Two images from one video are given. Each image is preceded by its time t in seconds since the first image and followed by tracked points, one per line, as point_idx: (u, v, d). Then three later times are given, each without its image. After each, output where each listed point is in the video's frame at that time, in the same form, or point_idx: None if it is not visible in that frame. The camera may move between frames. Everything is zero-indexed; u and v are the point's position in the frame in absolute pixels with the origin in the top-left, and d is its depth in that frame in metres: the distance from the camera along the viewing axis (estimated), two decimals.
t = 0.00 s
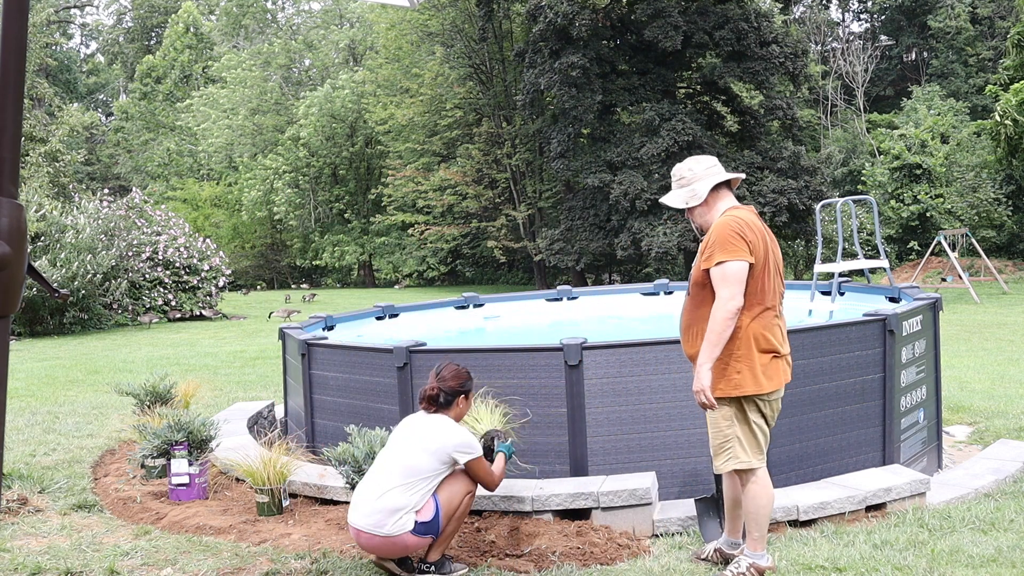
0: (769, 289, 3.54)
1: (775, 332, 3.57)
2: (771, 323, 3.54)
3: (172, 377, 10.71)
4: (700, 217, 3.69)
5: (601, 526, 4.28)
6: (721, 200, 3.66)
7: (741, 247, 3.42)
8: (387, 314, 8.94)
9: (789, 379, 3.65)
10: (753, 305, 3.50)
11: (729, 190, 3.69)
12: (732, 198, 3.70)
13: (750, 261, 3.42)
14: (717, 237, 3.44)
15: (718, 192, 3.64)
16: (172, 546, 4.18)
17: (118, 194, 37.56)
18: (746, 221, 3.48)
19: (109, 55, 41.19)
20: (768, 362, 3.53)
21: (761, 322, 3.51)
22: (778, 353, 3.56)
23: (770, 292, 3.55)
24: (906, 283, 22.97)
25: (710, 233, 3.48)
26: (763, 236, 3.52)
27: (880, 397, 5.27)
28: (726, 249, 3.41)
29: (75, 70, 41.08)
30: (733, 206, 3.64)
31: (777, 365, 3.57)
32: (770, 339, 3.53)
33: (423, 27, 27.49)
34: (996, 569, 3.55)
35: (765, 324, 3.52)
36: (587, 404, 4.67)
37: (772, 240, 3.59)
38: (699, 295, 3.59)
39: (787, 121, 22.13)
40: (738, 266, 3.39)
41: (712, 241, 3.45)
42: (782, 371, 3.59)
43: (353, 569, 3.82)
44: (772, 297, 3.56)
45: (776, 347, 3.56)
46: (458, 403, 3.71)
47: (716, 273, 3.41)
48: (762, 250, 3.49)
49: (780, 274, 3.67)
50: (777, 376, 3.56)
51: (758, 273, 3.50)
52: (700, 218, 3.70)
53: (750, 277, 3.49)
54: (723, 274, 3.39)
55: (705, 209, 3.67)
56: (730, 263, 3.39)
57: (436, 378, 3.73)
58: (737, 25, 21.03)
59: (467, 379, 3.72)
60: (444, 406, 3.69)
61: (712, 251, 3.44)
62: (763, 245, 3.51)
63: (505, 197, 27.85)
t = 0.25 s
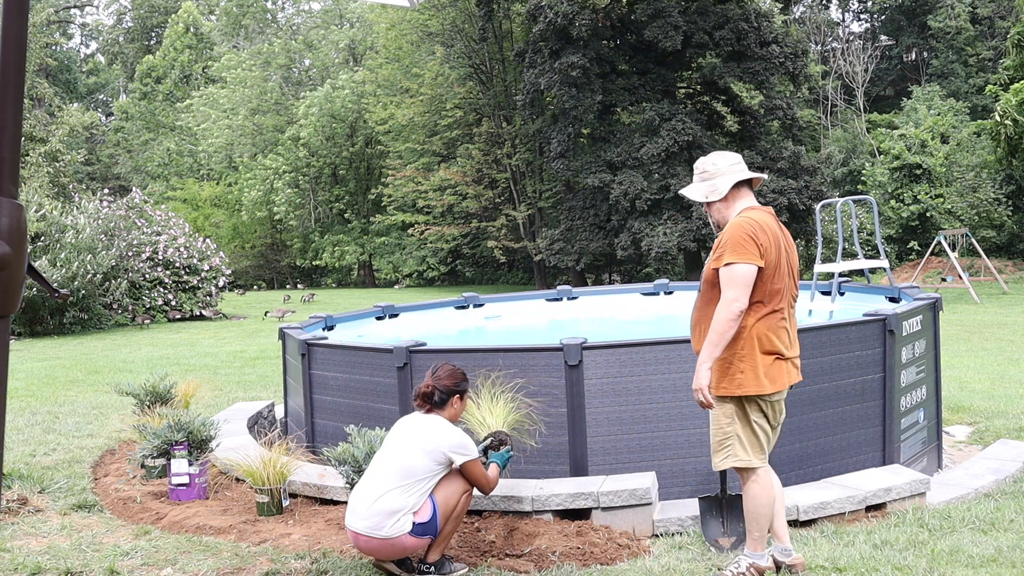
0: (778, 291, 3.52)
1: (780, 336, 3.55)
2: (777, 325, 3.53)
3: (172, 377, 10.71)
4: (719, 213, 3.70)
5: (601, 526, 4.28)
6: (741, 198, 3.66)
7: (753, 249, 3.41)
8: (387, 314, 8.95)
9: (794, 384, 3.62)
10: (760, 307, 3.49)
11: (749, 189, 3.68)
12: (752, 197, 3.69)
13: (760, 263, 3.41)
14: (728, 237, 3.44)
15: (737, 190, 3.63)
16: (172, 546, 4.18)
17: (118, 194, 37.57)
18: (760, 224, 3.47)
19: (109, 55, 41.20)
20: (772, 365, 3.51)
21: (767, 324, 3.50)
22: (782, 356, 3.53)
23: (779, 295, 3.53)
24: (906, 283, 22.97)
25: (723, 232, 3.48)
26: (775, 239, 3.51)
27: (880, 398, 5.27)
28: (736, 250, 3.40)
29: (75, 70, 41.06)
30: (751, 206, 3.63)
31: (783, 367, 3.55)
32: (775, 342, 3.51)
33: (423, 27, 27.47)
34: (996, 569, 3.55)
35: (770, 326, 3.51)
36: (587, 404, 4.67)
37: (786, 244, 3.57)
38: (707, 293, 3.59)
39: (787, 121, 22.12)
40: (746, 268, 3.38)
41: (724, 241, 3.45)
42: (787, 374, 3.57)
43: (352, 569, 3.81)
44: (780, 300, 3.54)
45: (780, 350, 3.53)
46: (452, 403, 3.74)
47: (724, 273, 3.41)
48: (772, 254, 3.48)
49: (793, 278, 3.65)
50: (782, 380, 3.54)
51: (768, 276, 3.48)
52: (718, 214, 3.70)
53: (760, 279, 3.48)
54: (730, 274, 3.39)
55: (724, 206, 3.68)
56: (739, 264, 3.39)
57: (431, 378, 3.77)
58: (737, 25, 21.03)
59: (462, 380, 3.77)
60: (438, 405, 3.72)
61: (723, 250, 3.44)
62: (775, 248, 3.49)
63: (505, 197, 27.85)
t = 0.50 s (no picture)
0: (792, 291, 3.51)
1: (795, 336, 3.52)
2: (791, 325, 3.50)
3: (172, 377, 10.71)
4: (747, 211, 3.70)
5: (601, 527, 4.28)
6: (769, 198, 3.65)
7: (767, 245, 3.42)
8: (387, 314, 8.94)
9: (810, 387, 3.56)
10: (773, 305, 3.48)
11: (779, 191, 3.68)
12: (781, 200, 3.68)
13: (773, 260, 3.41)
14: (744, 233, 3.46)
15: (763, 189, 3.64)
16: (172, 546, 4.18)
17: (118, 194, 37.59)
18: (777, 222, 3.48)
19: (109, 55, 41.20)
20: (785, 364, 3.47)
21: (781, 323, 3.48)
22: (796, 357, 3.49)
23: (793, 294, 3.51)
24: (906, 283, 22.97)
25: (741, 229, 3.50)
26: (793, 238, 3.50)
27: (880, 398, 5.27)
28: (751, 245, 3.41)
29: (76, 70, 41.00)
30: (778, 207, 3.62)
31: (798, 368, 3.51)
32: (788, 342, 3.49)
33: (423, 27, 27.46)
34: (996, 569, 3.55)
35: (784, 326, 3.49)
36: (587, 405, 4.67)
37: (804, 245, 3.56)
38: (723, 290, 3.60)
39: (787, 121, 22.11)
40: (758, 263, 3.38)
41: (740, 237, 3.47)
42: (803, 376, 3.53)
43: (352, 569, 3.81)
44: (796, 299, 3.52)
45: (794, 351, 3.49)
46: (453, 404, 3.73)
47: (737, 268, 3.43)
48: (789, 252, 3.47)
49: (812, 281, 3.62)
50: (796, 382, 3.50)
51: (783, 273, 3.48)
52: (746, 214, 3.71)
53: (774, 277, 3.47)
54: (743, 269, 3.41)
55: (753, 203, 3.67)
56: (751, 259, 3.40)
57: (430, 379, 3.76)
58: (737, 25, 21.04)
59: (463, 380, 3.76)
60: (438, 405, 3.71)
61: (737, 246, 3.46)
62: (791, 247, 3.49)
63: (505, 197, 27.85)
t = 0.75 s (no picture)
0: (791, 289, 3.51)
1: (796, 334, 3.52)
2: (790, 324, 3.50)
3: (172, 377, 10.71)
4: (742, 214, 3.70)
5: (601, 527, 4.29)
6: (763, 198, 3.66)
7: (765, 243, 3.42)
8: (387, 314, 8.94)
9: (812, 386, 3.55)
10: (772, 303, 3.48)
11: (772, 191, 3.69)
12: (774, 199, 3.69)
13: (771, 257, 3.42)
14: (742, 232, 3.46)
15: (756, 190, 3.64)
16: (172, 546, 4.18)
17: (118, 194, 37.59)
18: (774, 219, 3.49)
19: (109, 55, 41.21)
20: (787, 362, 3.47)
21: (781, 320, 3.49)
22: (797, 354, 3.49)
23: (792, 292, 3.52)
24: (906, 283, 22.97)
25: (737, 227, 3.51)
26: (790, 236, 3.51)
27: (880, 398, 5.27)
28: (748, 243, 3.42)
29: (76, 70, 40.97)
30: (773, 206, 3.63)
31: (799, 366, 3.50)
32: (789, 339, 3.48)
33: (423, 27, 27.45)
34: (996, 569, 3.55)
35: (784, 323, 3.49)
36: (587, 405, 4.67)
37: (801, 243, 3.57)
38: (722, 289, 3.60)
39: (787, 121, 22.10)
40: (757, 260, 3.39)
41: (737, 236, 3.48)
42: (805, 374, 3.52)
43: (352, 569, 3.81)
44: (795, 297, 3.52)
45: (795, 348, 3.49)
46: (453, 404, 3.73)
47: (736, 266, 3.43)
48: (786, 249, 3.48)
49: (811, 279, 3.62)
50: (798, 380, 3.49)
51: (781, 271, 3.48)
52: (741, 216, 3.71)
53: (772, 275, 3.48)
54: (741, 267, 3.41)
55: (747, 205, 3.68)
56: (750, 257, 3.40)
57: (432, 380, 3.76)
58: (737, 25, 21.04)
59: (464, 381, 3.76)
60: (439, 406, 3.72)
61: (735, 245, 3.47)
62: (789, 245, 3.50)
63: (505, 197, 27.85)
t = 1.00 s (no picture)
0: (791, 289, 3.51)
1: (798, 333, 3.52)
2: (792, 323, 3.50)
3: (172, 377, 10.71)
4: (740, 216, 3.69)
5: (601, 526, 4.28)
6: (760, 199, 3.65)
7: (763, 244, 3.42)
8: (387, 314, 8.94)
9: (816, 385, 3.55)
10: (772, 304, 3.48)
11: (770, 191, 3.69)
12: (772, 199, 3.69)
13: (769, 257, 3.42)
14: (740, 233, 3.46)
15: (753, 191, 3.64)
16: (172, 546, 4.18)
17: (118, 194, 37.60)
18: (771, 220, 3.49)
19: (109, 55, 41.23)
20: (789, 362, 3.46)
21: (782, 321, 3.48)
22: (800, 354, 3.48)
23: (793, 291, 3.51)
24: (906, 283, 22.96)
25: (734, 229, 3.51)
26: (788, 235, 3.51)
27: (880, 397, 5.27)
28: (745, 244, 3.42)
29: (76, 70, 40.95)
30: (771, 207, 3.62)
31: (803, 367, 3.49)
32: (791, 339, 3.48)
33: (423, 27, 27.46)
34: (996, 569, 3.55)
35: (785, 323, 3.49)
36: (587, 405, 4.68)
37: (800, 241, 3.56)
38: (722, 291, 3.60)
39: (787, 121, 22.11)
40: (755, 261, 3.39)
41: (735, 237, 3.48)
42: (808, 373, 3.51)
43: (352, 569, 3.82)
44: (795, 297, 3.52)
45: (798, 348, 3.49)
46: (456, 406, 3.71)
47: (734, 268, 3.44)
48: (785, 249, 3.48)
49: (811, 278, 3.62)
50: (802, 381, 3.49)
51: (780, 271, 3.48)
52: (740, 217, 3.71)
53: (771, 275, 3.48)
54: (739, 268, 3.41)
55: (745, 207, 3.67)
56: (748, 258, 3.40)
57: (433, 381, 3.74)
58: (737, 25, 21.04)
59: (466, 382, 3.74)
60: (439, 407, 3.69)
61: (733, 246, 3.47)
62: (787, 244, 3.49)
63: (505, 197, 27.85)
